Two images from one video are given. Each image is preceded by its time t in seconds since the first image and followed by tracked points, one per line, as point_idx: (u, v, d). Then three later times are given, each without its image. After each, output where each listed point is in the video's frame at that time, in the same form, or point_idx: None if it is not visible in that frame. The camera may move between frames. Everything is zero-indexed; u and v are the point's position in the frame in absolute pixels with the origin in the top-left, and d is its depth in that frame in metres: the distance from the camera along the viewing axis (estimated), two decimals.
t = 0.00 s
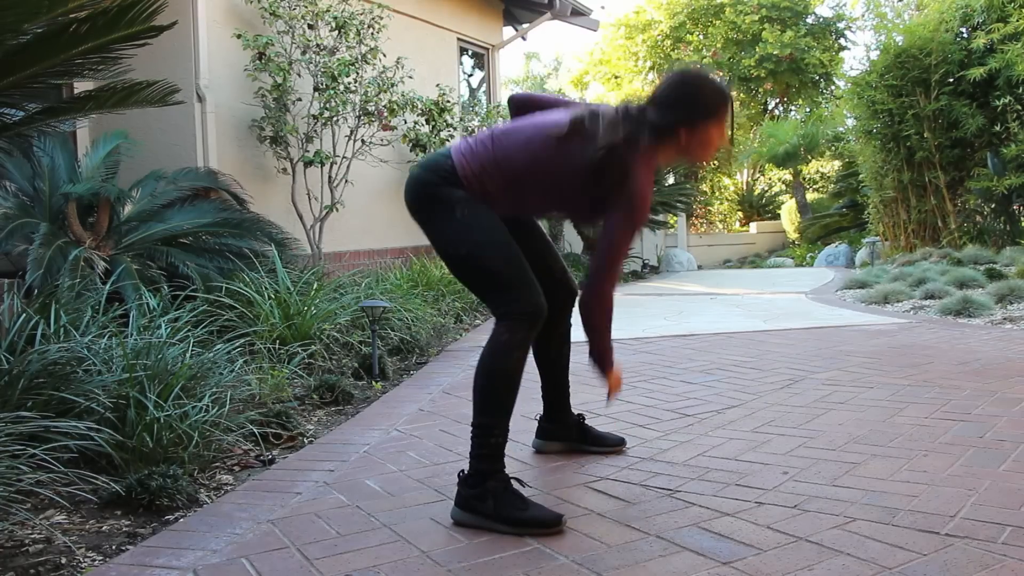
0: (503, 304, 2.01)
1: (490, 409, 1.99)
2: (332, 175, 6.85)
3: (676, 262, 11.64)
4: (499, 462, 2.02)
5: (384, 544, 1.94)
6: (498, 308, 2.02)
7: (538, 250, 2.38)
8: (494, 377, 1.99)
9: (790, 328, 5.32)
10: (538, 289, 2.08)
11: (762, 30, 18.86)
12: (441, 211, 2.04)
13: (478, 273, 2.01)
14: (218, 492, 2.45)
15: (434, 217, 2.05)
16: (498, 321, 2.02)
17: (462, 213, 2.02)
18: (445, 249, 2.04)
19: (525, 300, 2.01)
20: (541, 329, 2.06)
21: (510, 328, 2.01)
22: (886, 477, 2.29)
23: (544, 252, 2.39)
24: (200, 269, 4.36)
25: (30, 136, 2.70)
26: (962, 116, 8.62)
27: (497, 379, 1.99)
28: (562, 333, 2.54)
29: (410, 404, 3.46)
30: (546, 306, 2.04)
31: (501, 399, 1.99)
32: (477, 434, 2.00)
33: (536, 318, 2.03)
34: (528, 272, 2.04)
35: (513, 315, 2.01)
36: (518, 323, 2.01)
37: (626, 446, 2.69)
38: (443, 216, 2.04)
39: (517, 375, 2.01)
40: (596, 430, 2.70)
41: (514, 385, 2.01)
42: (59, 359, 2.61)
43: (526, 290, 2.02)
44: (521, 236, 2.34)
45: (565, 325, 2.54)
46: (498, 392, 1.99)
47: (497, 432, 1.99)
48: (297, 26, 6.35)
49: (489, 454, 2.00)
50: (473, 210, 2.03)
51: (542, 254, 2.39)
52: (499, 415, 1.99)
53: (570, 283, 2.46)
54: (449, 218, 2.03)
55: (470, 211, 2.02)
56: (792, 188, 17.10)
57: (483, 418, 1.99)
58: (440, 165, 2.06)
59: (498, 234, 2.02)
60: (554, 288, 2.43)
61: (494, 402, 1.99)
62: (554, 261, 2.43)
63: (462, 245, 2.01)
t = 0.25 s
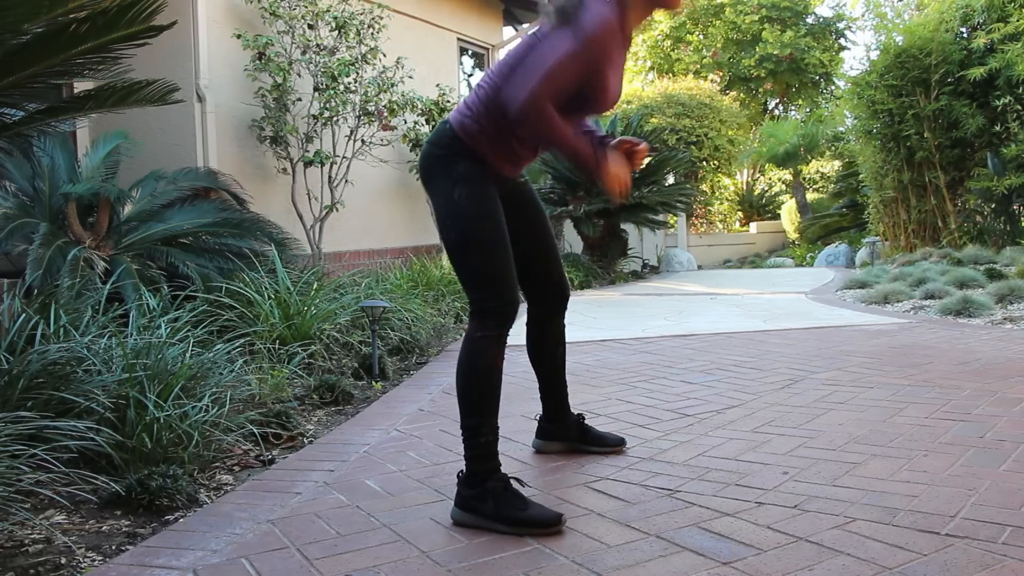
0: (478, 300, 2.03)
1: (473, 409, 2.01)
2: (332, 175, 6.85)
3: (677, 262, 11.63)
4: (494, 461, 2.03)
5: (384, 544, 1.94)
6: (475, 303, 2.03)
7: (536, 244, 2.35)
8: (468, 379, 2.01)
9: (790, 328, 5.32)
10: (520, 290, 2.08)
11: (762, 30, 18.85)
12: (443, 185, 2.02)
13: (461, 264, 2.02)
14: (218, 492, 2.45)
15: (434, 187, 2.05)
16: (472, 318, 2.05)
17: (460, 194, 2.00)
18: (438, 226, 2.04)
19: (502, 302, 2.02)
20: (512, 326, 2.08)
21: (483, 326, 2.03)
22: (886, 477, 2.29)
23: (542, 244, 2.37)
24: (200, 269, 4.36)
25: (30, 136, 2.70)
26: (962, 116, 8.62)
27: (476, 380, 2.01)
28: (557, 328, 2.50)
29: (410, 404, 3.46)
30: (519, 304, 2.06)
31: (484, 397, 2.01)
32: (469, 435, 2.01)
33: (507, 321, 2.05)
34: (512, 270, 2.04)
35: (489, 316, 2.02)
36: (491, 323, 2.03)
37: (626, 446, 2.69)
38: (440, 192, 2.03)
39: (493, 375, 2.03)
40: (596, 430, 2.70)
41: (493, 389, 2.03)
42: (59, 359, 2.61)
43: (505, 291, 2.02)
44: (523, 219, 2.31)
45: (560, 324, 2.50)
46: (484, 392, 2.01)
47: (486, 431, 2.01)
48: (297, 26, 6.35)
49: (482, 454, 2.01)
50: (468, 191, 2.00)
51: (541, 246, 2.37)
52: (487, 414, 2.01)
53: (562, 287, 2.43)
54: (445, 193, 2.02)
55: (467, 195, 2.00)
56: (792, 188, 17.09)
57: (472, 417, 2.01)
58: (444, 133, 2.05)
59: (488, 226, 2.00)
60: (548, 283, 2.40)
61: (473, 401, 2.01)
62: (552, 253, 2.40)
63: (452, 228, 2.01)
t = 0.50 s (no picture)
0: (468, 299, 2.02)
1: (467, 409, 2.01)
2: (332, 176, 6.85)
3: (677, 262, 11.63)
4: (492, 462, 2.03)
5: (384, 544, 1.94)
6: (468, 301, 2.03)
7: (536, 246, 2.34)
8: (462, 380, 2.01)
9: (790, 328, 5.32)
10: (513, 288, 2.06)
11: (762, 30, 18.85)
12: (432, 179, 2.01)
13: (451, 261, 2.02)
14: (218, 492, 2.45)
15: (426, 180, 2.04)
16: (465, 317, 2.04)
17: (447, 187, 1.99)
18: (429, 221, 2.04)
19: (493, 299, 2.01)
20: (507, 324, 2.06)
21: (476, 325, 2.02)
22: (886, 477, 2.29)
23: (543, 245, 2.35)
24: (201, 269, 4.37)
25: (31, 136, 2.70)
26: (962, 116, 8.62)
27: (470, 380, 2.01)
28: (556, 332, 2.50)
29: (410, 404, 3.46)
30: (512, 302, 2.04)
31: (476, 400, 2.00)
32: (465, 437, 2.01)
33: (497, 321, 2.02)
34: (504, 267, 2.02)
35: (481, 314, 2.01)
36: (484, 322, 2.02)
37: (626, 446, 2.69)
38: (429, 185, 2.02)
39: (489, 375, 2.02)
40: (596, 430, 2.70)
41: (488, 389, 2.02)
42: (59, 359, 2.61)
43: (496, 289, 2.01)
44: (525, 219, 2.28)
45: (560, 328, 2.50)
46: (478, 394, 2.00)
47: (482, 433, 2.00)
48: (297, 26, 6.35)
49: (479, 455, 2.01)
50: (455, 184, 1.99)
51: (541, 247, 2.34)
52: (480, 417, 2.00)
53: (561, 294, 2.43)
54: (433, 185, 2.01)
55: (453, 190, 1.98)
56: (792, 188, 17.09)
57: (467, 419, 2.00)
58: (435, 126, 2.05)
59: (476, 221, 1.99)
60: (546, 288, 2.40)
61: (468, 403, 2.00)
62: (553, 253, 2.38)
63: (440, 223, 2.00)
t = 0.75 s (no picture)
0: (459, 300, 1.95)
1: (463, 414, 1.97)
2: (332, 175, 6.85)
3: (676, 262, 11.63)
4: (490, 462, 2.02)
5: (384, 544, 1.94)
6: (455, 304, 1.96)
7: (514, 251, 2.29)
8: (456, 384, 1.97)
9: (790, 328, 5.32)
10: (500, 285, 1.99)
11: (762, 30, 18.85)
12: (398, 187, 1.93)
13: (432, 265, 1.94)
14: (218, 492, 2.45)
15: (390, 189, 1.95)
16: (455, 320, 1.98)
17: (416, 191, 1.91)
18: (402, 229, 1.96)
19: (480, 298, 1.94)
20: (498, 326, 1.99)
21: (465, 327, 1.97)
22: (886, 477, 2.29)
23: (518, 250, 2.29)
24: (201, 269, 4.37)
25: (30, 136, 2.70)
26: (962, 116, 8.61)
27: (463, 384, 1.96)
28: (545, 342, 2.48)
29: (410, 404, 3.46)
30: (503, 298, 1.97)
31: (472, 404, 1.97)
32: (461, 438, 1.99)
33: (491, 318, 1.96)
34: (490, 265, 1.95)
35: (470, 315, 1.95)
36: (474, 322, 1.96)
37: (626, 446, 2.69)
38: (398, 193, 1.94)
39: (482, 377, 1.97)
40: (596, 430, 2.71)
41: (483, 391, 1.98)
42: (59, 359, 2.61)
43: (484, 286, 1.93)
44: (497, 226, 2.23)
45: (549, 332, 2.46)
46: (470, 397, 1.97)
47: (479, 437, 1.98)
48: (297, 26, 6.35)
49: (477, 457, 2.00)
50: (426, 187, 1.91)
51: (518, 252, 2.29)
52: (472, 419, 1.97)
53: (549, 302, 2.40)
54: (402, 192, 1.93)
55: (422, 193, 1.91)
56: (792, 188, 17.09)
57: (460, 422, 1.98)
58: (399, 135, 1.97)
59: (454, 219, 1.90)
60: (527, 295, 2.35)
61: (461, 407, 1.97)
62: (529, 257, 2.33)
63: (416, 229, 1.92)
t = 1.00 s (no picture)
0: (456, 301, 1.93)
1: (462, 413, 1.95)
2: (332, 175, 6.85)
3: (676, 262, 11.63)
4: (490, 463, 2.00)
5: (384, 544, 1.94)
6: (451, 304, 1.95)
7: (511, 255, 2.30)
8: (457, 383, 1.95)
9: (790, 328, 5.32)
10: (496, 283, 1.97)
11: (762, 30, 18.86)
12: (388, 194, 1.98)
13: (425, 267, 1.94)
14: (218, 492, 2.45)
15: (381, 197, 2.00)
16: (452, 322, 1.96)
17: (406, 197, 1.94)
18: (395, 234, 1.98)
19: (476, 295, 1.91)
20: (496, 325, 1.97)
21: (461, 327, 1.95)
22: (886, 477, 2.29)
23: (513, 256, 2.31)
24: (200, 269, 4.37)
25: (30, 136, 2.70)
26: (963, 116, 8.61)
27: (462, 384, 1.95)
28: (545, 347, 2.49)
29: (410, 404, 3.46)
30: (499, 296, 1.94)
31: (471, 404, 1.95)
32: (461, 441, 1.97)
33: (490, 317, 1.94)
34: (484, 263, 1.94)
35: (466, 313, 1.93)
36: (470, 323, 1.94)
37: (626, 446, 2.69)
38: (390, 199, 1.98)
39: (482, 377, 1.96)
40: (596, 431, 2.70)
41: (482, 390, 1.97)
42: (59, 359, 2.61)
43: (479, 284, 1.91)
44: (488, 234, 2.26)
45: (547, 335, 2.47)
46: (469, 398, 1.95)
47: (478, 438, 1.97)
48: (297, 26, 6.35)
49: (476, 459, 1.98)
50: (415, 191, 1.94)
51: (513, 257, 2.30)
52: (472, 421, 1.95)
53: (547, 305, 2.40)
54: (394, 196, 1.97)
55: (413, 197, 1.93)
56: (792, 188, 17.09)
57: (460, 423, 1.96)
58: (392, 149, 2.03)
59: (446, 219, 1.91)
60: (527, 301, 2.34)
61: (461, 407, 1.95)
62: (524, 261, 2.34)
63: (407, 231, 1.94)
